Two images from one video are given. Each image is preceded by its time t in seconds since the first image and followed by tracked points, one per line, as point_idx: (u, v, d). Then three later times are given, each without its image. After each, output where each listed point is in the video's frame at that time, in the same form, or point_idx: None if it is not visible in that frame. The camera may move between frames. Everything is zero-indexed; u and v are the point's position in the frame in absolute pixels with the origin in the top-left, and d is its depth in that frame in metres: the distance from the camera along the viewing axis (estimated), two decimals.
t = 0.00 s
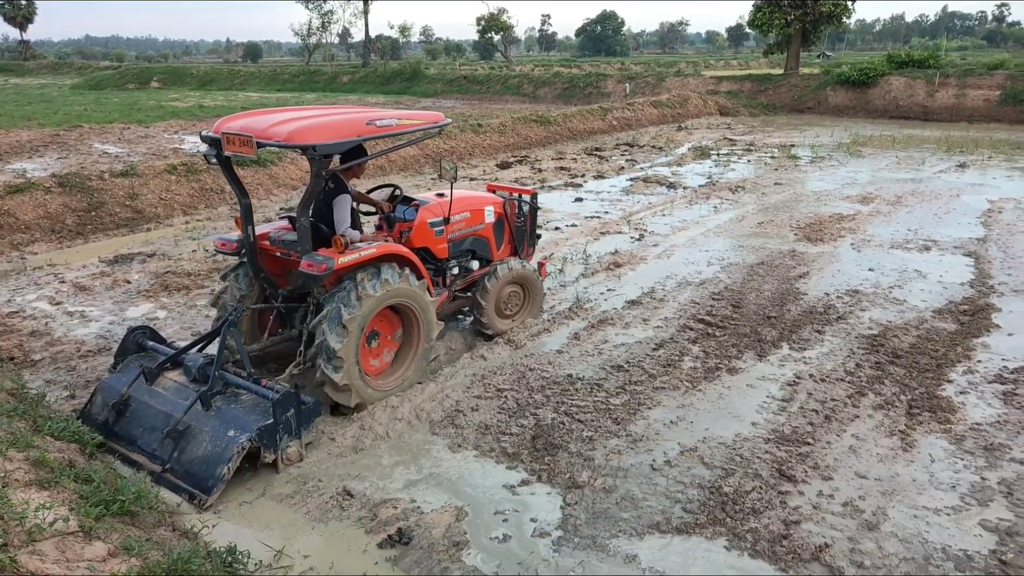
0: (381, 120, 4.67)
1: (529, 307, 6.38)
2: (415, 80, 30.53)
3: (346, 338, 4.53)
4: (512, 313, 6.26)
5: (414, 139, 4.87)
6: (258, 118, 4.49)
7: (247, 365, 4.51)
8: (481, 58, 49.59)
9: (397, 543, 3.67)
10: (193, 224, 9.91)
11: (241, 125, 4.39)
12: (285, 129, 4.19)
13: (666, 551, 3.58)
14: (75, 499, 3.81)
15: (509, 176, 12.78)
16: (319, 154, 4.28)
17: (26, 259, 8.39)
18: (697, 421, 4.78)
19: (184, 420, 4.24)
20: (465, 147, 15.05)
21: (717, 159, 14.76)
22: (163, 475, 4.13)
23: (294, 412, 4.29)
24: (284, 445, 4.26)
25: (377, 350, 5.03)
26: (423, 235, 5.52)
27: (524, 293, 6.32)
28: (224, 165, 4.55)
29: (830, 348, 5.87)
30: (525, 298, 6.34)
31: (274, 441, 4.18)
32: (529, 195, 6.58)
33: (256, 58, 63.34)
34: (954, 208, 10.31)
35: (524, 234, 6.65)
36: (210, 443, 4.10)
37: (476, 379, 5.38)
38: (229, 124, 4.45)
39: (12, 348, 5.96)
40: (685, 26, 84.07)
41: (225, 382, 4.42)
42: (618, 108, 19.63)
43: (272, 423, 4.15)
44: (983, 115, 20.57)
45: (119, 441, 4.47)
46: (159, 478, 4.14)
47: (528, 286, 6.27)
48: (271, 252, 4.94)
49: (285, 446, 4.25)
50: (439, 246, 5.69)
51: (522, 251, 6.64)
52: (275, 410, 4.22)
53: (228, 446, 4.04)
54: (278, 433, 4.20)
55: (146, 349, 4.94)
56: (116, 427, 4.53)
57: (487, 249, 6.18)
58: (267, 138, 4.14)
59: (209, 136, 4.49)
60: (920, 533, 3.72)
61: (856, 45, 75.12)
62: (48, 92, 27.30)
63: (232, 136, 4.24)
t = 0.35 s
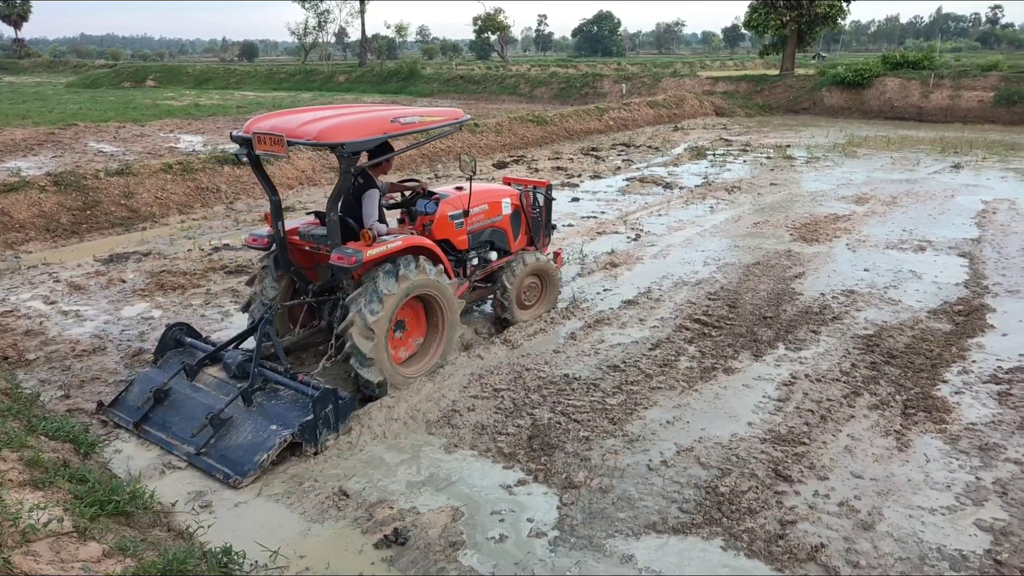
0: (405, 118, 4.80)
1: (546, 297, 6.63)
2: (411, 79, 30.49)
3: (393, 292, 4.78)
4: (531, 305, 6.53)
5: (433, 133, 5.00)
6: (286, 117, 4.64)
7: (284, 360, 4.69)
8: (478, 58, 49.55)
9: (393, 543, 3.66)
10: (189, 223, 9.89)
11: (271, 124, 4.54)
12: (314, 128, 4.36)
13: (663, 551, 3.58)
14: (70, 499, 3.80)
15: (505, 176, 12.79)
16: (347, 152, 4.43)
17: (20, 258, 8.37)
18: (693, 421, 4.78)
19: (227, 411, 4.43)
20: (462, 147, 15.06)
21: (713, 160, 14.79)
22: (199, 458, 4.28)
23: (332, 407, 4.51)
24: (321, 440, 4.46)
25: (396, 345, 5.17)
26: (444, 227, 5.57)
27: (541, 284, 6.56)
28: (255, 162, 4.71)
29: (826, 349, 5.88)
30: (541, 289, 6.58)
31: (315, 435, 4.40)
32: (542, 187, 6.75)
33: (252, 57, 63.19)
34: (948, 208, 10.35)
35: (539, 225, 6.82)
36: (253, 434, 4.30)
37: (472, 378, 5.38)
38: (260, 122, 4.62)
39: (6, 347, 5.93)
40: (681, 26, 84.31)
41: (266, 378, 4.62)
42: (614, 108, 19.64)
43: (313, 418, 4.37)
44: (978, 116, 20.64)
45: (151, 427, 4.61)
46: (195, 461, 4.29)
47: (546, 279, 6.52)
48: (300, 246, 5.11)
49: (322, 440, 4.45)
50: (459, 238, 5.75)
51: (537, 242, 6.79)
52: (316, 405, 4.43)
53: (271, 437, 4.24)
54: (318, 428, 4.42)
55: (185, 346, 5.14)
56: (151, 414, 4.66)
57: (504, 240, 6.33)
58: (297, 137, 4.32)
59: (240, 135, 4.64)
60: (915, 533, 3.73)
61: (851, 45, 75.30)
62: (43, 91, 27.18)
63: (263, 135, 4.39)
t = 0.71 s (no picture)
0: (432, 115, 4.95)
1: (563, 285, 6.79)
2: (410, 78, 30.45)
3: (428, 274, 5.03)
4: (550, 295, 6.69)
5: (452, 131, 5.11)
6: (319, 113, 4.80)
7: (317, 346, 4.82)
8: (477, 57, 49.47)
9: (391, 542, 3.65)
10: (188, 221, 9.88)
11: (305, 120, 4.69)
12: (348, 124, 4.52)
13: (660, 552, 3.58)
14: (68, 496, 3.79)
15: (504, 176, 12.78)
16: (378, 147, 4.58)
17: (19, 254, 8.35)
18: (690, 422, 4.78)
19: (264, 394, 4.58)
20: (461, 146, 15.05)
21: (712, 160, 14.79)
22: (238, 438, 4.44)
23: (363, 391, 4.65)
24: (354, 422, 4.61)
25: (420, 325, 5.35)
26: (467, 220, 5.81)
27: (558, 274, 6.71)
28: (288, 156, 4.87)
29: (824, 350, 5.88)
30: (559, 279, 6.74)
31: (347, 417, 4.54)
32: (561, 181, 6.94)
33: (251, 54, 63.08)
34: (947, 210, 10.36)
35: (559, 216, 7.02)
36: (289, 415, 4.45)
37: (471, 377, 5.38)
38: (294, 119, 4.79)
39: (4, 343, 5.92)
40: (680, 26, 84.34)
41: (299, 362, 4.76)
42: (614, 109, 19.64)
43: (346, 400, 4.51)
44: (977, 118, 20.64)
45: (191, 410, 4.78)
46: (234, 442, 4.45)
47: (565, 271, 6.70)
48: (332, 237, 5.30)
49: (354, 421, 4.60)
50: (481, 230, 6.00)
51: (556, 232, 6.98)
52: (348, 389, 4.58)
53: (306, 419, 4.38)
54: (349, 410, 4.55)
55: (219, 331, 5.27)
56: (190, 396, 4.82)
57: (524, 233, 6.53)
58: (331, 132, 4.48)
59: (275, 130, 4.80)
60: (913, 535, 3.73)
61: (851, 46, 75.29)
62: (42, 87, 27.14)
63: (298, 130, 4.54)
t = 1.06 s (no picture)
0: (460, 109, 5.15)
1: (580, 276, 6.95)
2: (409, 78, 30.43)
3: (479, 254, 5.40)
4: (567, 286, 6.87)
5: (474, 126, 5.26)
6: (350, 105, 5.00)
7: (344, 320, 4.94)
8: (475, 57, 49.44)
9: (391, 541, 3.65)
10: (187, 221, 9.87)
11: (338, 111, 4.90)
12: (380, 115, 4.72)
13: (660, 551, 3.58)
14: (68, 496, 3.79)
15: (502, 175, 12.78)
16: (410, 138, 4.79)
17: (18, 255, 8.34)
18: (689, 421, 4.78)
19: (297, 368, 4.72)
20: (459, 146, 15.06)
21: (710, 159, 14.79)
22: (284, 417, 4.64)
23: (390, 359, 4.81)
24: (385, 387, 4.79)
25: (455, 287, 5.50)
26: (488, 212, 5.95)
27: (574, 266, 6.88)
28: (321, 145, 5.07)
29: (824, 348, 5.88)
30: (575, 270, 6.90)
31: (377, 384, 4.70)
32: (578, 177, 7.10)
33: (249, 54, 63.00)
34: (946, 208, 10.36)
35: (574, 210, 7.16)
36: (323, 387, 4.59)
37: (470, 376, 5.37)
38: (327, 110, 4.99)
39: (3, 344, 5.92)
40: (678, 25, 84.44)
41: (328, 335, 4.89)
42: (612, 108, 19.64)
43: (374, 368, 4.67)
44: (976, 116, 20.64)
45: (236, 389, 4.98)
46: (281, 420, 4.65)
47: (581, 262, 6.87)
48: (359, 225, 5.44)
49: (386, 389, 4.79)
50: (501, 222, 6.12)
51: (571, 226, 7.12)
52: (376, 358, 4.72)
53: (339, 390, 4.53)
54: (379, 377, 4.71)
55: (252, 308, 5.42)
56: (233, 376, 5.00)
57: (542, 226, 6.67)
58: (365, 123, 4.68)
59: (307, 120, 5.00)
60: (913, 534, 3.73)
61: (850, 45, 75.33)
62: (40, 88, 27.12)
63: (332, 121, 4.75)
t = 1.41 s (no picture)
0: (491, 102, 5.46)
1: (599, 266, 7.14)
2: (407, 77, 30.40)
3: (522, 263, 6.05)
4: (588, 277, 7.08)
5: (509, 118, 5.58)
6: (387, 98, 5.31)
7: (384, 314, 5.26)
8: (473, 56, 49.41)
9: (389, 542, 3.65)
10: (184, 221, 9.86)
11: (376, 103, 5.22)
12: (418, 106, 5.03)
13: (658, 551, 3.58)
14: (65, 496, 3.78)
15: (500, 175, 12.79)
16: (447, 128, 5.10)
17: (15, 255, 8.33)
18: (687, 420, 4.78)
19: (339, 357, 5.01)
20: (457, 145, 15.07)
21: (708, 159, 14.80)
22: (323, 400, 4.88)
23: (428, 352, 5.15)
24: (422, 378, 5.10)
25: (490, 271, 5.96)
26: (512, 204, 6.22)
27: (592, 257, 7.07)
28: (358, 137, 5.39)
29: (822, 348, 5.88)
30: (593, 262, 7.07)
31: (415, 375, 5.02)
32: (596, 173, 7.34)
33: (247, 53, 62.92)
34: (944, 208, 10.38)
35: (592, 203, 7.41)
36: (365, 374, 4.89)
37: (469, 375, 5.38)
38: (365, 103, 5.31)
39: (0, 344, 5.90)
40: (676, 25, 84.42)
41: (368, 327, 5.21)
42: (610, 107, 19.64)
43: (415, 359, 5.00)
44: (974, 115, 20.65)
45: (272, 375, 5.21)
46: (320, 404, 4.88)
47: (599, 254, 7.07)
48: (392, 212, 5.78)
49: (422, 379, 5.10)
50: (525, 214, 6.39)
51: (588, 220, 7.35)
52: (416, 349, 5.05)
53: (382, 376, 4.84)
54: (417, 368, 5.04)
55: (290, 303, 5.71)
56: (272, 364, 5.24)
57: (561, 219, 6.90)
58: (403, 113, 4.96)
59: (346, 112, 5.33)
60: (910, 533, 3.74)
61: (848, 44, 75.35)
62: (37, 87, 27.10)
63: (371, 112, 5.06)
